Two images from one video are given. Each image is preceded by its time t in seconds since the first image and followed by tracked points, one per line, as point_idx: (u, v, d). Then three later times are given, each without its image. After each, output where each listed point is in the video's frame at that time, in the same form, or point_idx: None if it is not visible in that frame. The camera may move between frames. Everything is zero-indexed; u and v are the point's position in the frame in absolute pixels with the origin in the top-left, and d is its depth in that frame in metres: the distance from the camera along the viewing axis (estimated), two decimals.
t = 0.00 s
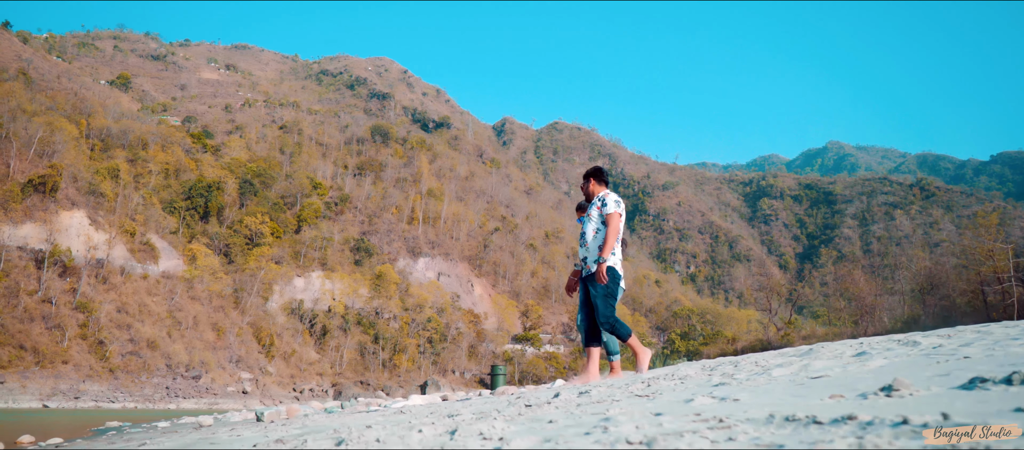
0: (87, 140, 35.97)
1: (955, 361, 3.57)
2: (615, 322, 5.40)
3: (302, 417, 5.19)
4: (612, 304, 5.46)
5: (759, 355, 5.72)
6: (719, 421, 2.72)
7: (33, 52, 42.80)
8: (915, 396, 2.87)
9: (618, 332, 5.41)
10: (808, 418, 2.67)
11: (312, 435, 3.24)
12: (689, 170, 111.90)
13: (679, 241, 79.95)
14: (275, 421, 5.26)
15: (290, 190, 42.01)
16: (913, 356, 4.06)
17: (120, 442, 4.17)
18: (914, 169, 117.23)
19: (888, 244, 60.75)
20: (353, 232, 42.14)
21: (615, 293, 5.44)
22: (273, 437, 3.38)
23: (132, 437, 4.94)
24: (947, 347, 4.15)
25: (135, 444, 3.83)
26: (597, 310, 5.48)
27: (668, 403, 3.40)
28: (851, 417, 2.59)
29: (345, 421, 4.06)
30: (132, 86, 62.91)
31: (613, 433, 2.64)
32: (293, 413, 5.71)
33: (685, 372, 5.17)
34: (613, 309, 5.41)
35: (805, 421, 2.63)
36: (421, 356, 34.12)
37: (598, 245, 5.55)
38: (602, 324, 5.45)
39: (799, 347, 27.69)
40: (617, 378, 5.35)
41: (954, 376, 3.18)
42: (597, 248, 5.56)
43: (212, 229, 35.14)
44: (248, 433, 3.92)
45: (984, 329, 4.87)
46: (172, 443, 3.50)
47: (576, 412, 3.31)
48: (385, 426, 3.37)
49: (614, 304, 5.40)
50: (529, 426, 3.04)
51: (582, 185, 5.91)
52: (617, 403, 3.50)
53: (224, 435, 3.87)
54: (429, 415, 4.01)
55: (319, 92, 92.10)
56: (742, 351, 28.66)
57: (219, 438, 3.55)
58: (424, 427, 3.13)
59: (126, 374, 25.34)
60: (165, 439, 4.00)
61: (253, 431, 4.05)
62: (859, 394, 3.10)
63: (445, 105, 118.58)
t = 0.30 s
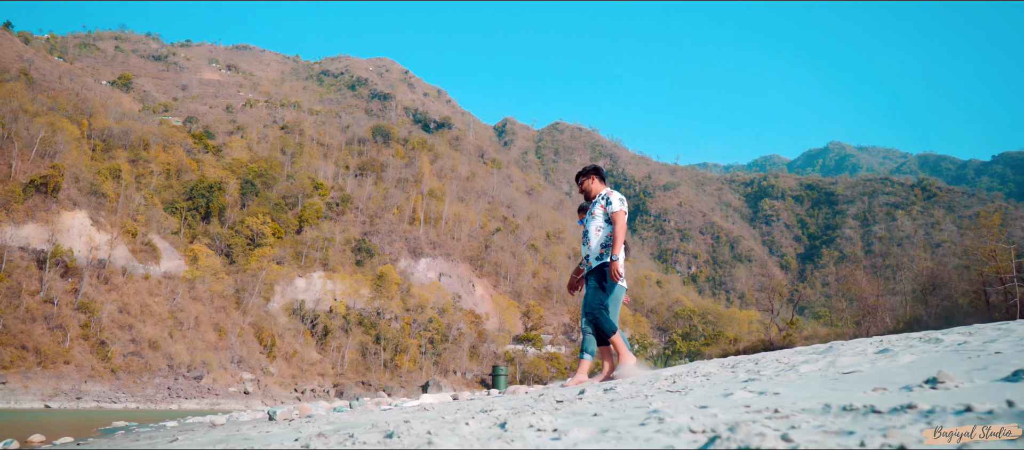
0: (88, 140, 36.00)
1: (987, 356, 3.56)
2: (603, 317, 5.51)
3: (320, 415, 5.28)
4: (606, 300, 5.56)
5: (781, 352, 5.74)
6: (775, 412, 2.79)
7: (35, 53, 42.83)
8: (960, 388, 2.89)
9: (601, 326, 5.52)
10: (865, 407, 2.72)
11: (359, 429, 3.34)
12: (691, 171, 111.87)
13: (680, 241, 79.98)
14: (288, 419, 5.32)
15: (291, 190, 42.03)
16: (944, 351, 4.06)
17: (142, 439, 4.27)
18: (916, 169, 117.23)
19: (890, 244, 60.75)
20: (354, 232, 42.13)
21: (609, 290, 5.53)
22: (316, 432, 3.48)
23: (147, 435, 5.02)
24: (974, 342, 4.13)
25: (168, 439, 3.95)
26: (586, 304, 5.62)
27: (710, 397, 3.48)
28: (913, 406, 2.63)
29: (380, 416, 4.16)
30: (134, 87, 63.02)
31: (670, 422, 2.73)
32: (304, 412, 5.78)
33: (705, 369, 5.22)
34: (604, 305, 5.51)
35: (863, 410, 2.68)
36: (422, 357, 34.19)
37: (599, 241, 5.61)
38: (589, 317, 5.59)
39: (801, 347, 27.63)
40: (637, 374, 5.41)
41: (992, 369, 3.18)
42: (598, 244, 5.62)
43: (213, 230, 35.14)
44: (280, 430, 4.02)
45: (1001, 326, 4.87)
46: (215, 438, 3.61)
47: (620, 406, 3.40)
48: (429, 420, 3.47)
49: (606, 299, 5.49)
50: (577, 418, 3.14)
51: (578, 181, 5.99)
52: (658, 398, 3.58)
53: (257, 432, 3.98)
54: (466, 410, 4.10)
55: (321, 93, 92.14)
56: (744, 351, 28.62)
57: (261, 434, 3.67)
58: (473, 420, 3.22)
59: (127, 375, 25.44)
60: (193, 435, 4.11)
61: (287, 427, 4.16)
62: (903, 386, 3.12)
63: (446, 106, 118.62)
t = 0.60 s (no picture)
0: (90, 141, 36.03)
1: (1018, 353, 3.59)
2: (602, 318, 5.55)
3: (333, 414, 5.42)
4: (606, 300, 5.61)
5: (800, 352, 5.84)
6: (820, 407, 2.92)
7: (35, 54, 42.82)
8: (1001, 382, 2.92)
9: (594, 329, 5.54)
10: (915, 400, 2.81)
11: (408, 425, 3.56)
12: (692, 171, 111.83)
13: (681, 242, 80.00)
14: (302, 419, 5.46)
15: (292, 191, 42.05)
16: (968, 348, 4.12)
17: (168, 437, 4.46)
18: (916, 170, 117.23)
19: (890, 244, 60.73)
20: (355, 233, 42.14)
21: (608, 291, 5.59)
22: (365, 429, 3.71)
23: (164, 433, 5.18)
24: (997, 341, 4.18)
25: (208, 436, 4.19)
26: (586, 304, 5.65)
27: (748, 393, 3.63)
28: (965, 398, 2.69)
29: (419, 413, 4.37)
30: (135, 88, 63.10)
31: (721, 416, 2.90)
32: (315, 411, 5.92)
33: (725, 369, 5.37)
34: (605, 306, 5.56)
35: (914, 402, 2.77)
36: (423, 357, 34.24)
37: (601, 242, 5.65)
38: (587, 317, 5.62)
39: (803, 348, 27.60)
40: (657, 375, 5.58)
41: None
42: (600, 244, 5.65)
43: (214, 230, 35.13)
44: (315, 427, 4.22)
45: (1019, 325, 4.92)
46: (263, 434, 3.87)
47: (659, 402, 3.59)
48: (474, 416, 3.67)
49: (607, 300, 5.53)
50: (620, 414, 3.33)
51: (578, 181, 6.04)
52: (696, 394, 3.75)
53: (295, 429, 4.18)
54: (505, 407, 4.28)
55: (322, 94, 92.16)
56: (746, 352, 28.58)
57: (308, 430, 3.91)
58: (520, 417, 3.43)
59: (129, 376, 25.52)
60: (225, 433, 4.31)
61: (327, 424, 4.40)
62: (944, 381, 3.16)
63: (446, 106, 118.60)
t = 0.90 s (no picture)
0: (91, 142, 36.02)
1: None
2: (602, 323, 5.54)
3: (341, 414, 5.50)
4: (606, 305, 5.61)
5: (816, 353, 6.03)
6: (864, 398, 3.07)
7: (37, 55, 42.85)
8: None
9: (593, 334, 5.51)
10: (961, 392, 2.90)
11: (453, 419, 3.68)
12: (693, 172, 111.80)
13: (682, 243, 79.99)
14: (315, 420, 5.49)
15: (294, 192, 42.05)
16: (990, 346, 4.27)
17: (189, 436, 4.66)
18: (918, 170, 117.09)
19: (892, 245, 60.65)
20: (356, 234, 42.15)
21: (609, 296, 5.59)
22: (408, 424, 3.89)
23: (180, 433, 5.30)
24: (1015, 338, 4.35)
25: (247, 430, 4.37)
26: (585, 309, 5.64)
27: (783, 389, 3.79)
28: (1009, 390, 2.77)
29: (451, 410, 4.52)
30: (136, 89, 63.14)
31: (768, 408, 3.04)
32: (328, 411, 5.95)
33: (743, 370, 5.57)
34: (605, 311, 5.55)
35: (960, 394, 2.85)
36: (424, 358, 34.27)
37: (600, 246, 5.64)
38: (587, 322, 5.60)
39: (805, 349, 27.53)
40: (675, 376, 5.76)
41: None
42: (599, 248, 5.65)
43: (216, 231, 35.15)
44: (354, 421, 4.35)
45: None
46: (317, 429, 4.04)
47: (694, 397, 3.73)
48: (517, 411, 3.86)
49: (608, 305, 5.53)
50: (660, 408, 3.47)
51: (579, 183, 6.00)
52: (730, 392, 3.93)
53: (332, 424, 4.33)
54: (540, 403, 4.47)
55: (323, 94, 92.16)
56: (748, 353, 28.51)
57: (351, 426, 4.09)
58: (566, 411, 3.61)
59: (131, 377, 25.59)
60: (257, 429, 4.46)
61: (365, 420, 4.56)
62: (979, 375, 3.25)
63: (447, 107, 118.57)
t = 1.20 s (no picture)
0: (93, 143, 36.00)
1: None
2: (599, 324, 5.63)
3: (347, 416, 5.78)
4: (602, 305, 5.69)
5: (838, 353, 6.28)
6: (898, 393, 3.39)
7: (39, 56, 42.87)
8: None
9: (594, 336, 5.63)
10: (996, 384, 2.99)
11: (505, 416, 4.16)
12: (694, 172, 111.72)
13: (683, 243, 80.03)
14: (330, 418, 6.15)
15: (295, 193, 42.06)
16: (1010, 341, 4.54)
17: (211, 434, 5.08)
18: (919, 171, 116.93)
19: (894, 245, 60.55)
20: (357, 235, 42.14)
21: (605, 297, 5.66)
22: (459, 421, 4.28)
23: (196, 431, 5.65)
24: None
25: (276, 429, 4.90)
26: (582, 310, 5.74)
27: (815, 387, 4.13)
28: None
29: (504, 407, 5.00)
30: (137, 90, 63.17)
31: (809, 403, 3.35)
32: (336, 411, 6.59)
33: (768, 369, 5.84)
34: (602, 312, 5.63)
35: (997, 386, 2.94)
36: (426, 359, 34.25)
37: (595, 246, 5.71)
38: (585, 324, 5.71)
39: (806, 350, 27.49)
40: (699, 375, 6.07)
41: None
42: (595, 249, 5.71)
43: (217, 232, 35.18)
44: (386, 421, 4.82)
45: None
46: (356, 427, 4.52)
47: (736, 396, 4.08)
48: (565, 407, 4.23)
49: (604, 307, 5.60)
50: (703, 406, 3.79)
51: (578, 183, 6.05)
52: (763, 389, 4.28)
53: (365, 424, 4.79)
54: (580, 398, 4.84)
55: (324, 95, 92.20)
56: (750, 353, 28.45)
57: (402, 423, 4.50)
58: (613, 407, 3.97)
59: (132, 377, 25.64)
60: (288, 427, 4.99)
61: (403, 418, 4.99)
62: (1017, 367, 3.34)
63: (448, 108, 118.56)
